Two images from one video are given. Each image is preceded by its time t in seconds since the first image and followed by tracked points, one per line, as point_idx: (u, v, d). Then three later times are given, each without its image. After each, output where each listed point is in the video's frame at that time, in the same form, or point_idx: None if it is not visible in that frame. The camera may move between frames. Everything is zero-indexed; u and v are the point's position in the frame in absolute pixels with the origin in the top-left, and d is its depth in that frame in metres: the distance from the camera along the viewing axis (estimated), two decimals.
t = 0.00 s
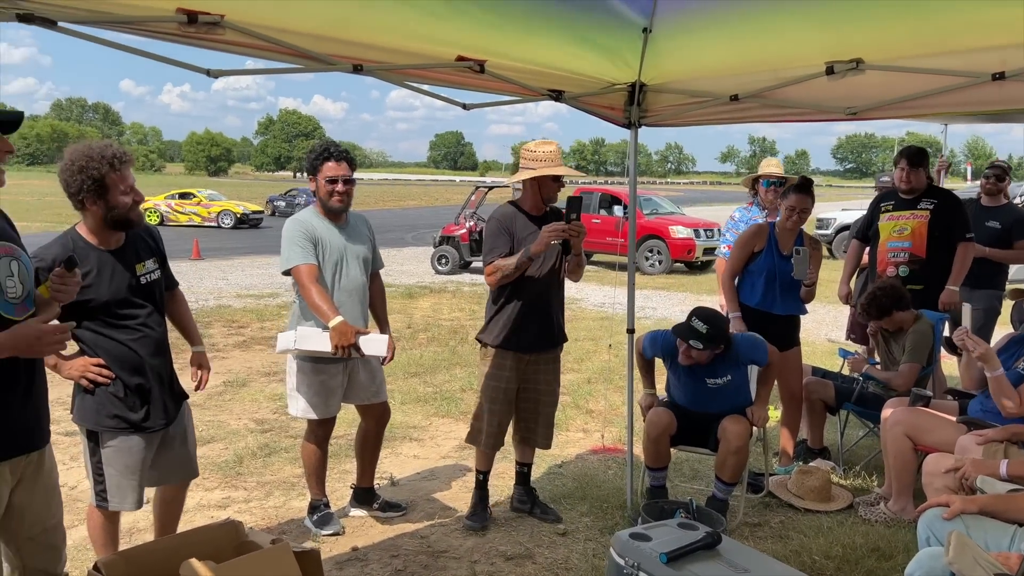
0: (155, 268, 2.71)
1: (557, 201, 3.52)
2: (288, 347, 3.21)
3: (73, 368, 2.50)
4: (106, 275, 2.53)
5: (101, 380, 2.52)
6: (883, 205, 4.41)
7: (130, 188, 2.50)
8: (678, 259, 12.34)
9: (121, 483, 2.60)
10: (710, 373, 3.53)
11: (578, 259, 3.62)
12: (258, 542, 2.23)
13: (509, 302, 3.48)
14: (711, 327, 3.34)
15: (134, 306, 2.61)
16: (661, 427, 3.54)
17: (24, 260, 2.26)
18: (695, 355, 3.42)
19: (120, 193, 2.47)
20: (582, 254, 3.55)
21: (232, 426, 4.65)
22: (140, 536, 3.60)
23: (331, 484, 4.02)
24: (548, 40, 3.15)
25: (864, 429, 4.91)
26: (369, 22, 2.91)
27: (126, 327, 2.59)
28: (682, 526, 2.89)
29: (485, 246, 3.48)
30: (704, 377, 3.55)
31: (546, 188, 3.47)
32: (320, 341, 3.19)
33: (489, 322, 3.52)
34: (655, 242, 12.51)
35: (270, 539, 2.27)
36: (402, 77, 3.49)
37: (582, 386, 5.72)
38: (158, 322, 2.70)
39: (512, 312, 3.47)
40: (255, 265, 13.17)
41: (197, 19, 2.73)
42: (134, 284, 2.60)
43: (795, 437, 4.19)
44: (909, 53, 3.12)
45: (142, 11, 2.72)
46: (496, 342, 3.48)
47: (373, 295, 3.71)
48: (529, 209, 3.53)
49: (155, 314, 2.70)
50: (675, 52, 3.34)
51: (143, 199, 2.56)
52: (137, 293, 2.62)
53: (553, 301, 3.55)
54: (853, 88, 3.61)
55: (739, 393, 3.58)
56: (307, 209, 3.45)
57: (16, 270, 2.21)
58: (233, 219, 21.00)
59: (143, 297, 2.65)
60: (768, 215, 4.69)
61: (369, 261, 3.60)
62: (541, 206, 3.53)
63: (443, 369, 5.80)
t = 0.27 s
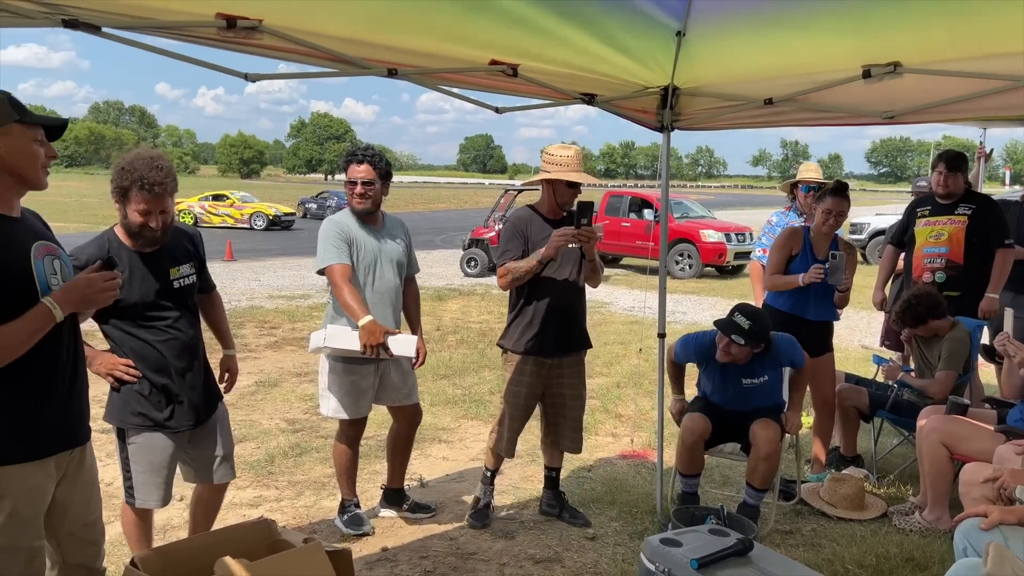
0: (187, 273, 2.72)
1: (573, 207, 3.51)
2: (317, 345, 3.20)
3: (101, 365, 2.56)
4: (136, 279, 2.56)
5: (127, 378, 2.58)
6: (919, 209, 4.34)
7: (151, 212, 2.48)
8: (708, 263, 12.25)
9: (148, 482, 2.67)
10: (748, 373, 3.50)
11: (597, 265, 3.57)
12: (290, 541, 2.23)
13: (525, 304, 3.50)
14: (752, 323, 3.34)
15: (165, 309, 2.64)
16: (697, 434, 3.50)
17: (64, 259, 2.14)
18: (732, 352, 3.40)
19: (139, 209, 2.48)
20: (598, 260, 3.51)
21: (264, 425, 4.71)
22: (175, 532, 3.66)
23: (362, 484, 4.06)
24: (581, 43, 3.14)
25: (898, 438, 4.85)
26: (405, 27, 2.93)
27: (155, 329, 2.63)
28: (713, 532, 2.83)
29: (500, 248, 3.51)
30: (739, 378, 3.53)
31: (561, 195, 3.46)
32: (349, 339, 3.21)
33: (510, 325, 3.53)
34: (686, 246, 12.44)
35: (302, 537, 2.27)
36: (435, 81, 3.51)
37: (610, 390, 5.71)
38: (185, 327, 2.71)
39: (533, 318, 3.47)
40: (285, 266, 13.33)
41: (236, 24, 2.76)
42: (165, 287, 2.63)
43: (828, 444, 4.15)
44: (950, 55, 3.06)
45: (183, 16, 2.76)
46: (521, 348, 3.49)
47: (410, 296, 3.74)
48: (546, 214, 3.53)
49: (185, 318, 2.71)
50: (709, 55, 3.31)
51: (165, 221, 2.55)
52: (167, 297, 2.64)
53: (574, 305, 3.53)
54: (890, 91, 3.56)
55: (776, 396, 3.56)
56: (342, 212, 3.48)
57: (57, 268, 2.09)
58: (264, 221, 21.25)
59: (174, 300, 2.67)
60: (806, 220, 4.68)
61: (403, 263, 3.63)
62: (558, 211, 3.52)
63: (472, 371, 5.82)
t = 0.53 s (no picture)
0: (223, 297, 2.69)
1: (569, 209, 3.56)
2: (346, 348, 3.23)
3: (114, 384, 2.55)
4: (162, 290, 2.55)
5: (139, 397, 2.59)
6: (946, 214, 4.30)
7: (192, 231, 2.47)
8: (732, 267, 12.16)
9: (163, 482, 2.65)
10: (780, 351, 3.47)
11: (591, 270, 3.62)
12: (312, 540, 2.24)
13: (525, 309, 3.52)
14: (792, 297, 3.26)
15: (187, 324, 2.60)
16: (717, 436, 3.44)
17: (92, 261, 2.19)
18: (769, 327, 3.32)
19: (180, 226, 2.47)
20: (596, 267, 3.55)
21: (288, 426, 4.76)
22: (200, 531, 3.71)
23: (384, 486, 4.09)
24: (605, 47, 3.14)
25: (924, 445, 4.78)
26: (429, 32, 2.95)
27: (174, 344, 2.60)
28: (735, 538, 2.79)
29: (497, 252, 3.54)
30: (768, 356, 3.49)
31: (557, 197, 3.51)
32: (377, 343, 3.24)
33: (510, 331, 3.54)
34: (710, 250, 12.36)
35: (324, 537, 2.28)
36: (460, 85, 3.54)
37: (633, 395, 5.71)
38: (213, 350, 2.69)
39: (536, 326, 3.48)
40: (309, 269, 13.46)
41: (263, 29, 2.80)
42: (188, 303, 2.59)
43: (852, 451, 4.11)
44: (979, 59, 3.02)
45: (212, 21, 2.81)
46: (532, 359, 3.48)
47: (431, 299, 3.77)
48: (540, 217, 3.58)
49: (216, 343, 2.69)
50: (733, 59, 3.30)
51: (207, 239, 2.54)
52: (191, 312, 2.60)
53: (576, 310, 3.56)
54: (918, 94, 3.52)
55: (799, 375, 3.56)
56: (367, 215, 3.51)
57: (85, 270, 2.13)
58: (290, 223, 21.37)
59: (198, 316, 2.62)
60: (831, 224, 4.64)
61: (425, 266, 3.65)
62: (553, 214, 3.57)
63: (495, 375, 5.84)
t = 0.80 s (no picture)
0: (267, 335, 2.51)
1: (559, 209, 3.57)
2: (367, 351, 3.22)
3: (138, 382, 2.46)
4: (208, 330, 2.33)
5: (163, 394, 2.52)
6: (964, 218, 4.27)
7: (257, 290, 2.22)
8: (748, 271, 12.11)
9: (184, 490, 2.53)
10: (787, 313, 3.33)
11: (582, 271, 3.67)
12: (327, 541, 2.25)
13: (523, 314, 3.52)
14: (806, 235, 3.17)
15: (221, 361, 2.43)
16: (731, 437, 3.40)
17: (110, 262, 2.21)
18: (785, 269, 3.20)
19: (244, 284, 2.21)
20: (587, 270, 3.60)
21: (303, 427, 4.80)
22: (216, 531, 3.74)
23: (398, 487, 4.11)
24: (620, 51, 3.14)
25: (942, 451, 4.74)
26: (444, 36, 2.97)
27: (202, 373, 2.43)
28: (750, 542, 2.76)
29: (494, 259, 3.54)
30: (777, 317, 3.36)
31: (547, 199, 3.54)
32: (399, 345, 3.26)
33: (511, 339, 3.54)
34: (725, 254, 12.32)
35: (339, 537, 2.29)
36: (475, 88, 3.55)
37: (647, 398, 5.71)
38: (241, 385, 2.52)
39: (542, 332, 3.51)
40: (324, 271, 13.54)
41: (281, 33, 2.82)
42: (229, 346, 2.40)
43: (869, 457, 4.08)
44: (998, 61, 2.99)
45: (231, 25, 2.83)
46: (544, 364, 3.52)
47: (445, 302, 3.79)
48: (531, 219, 3.60)
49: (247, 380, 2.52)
50: (749, 63, 3.29)
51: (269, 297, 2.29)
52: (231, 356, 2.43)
53: (568, 317, 3.60)
54: (936, 97, 3.50)
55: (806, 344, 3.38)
56: (383, 218, 3.53)
57: (104, 271, 2.15)
58: (305, 227, 21.56)
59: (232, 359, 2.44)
60: (843, 228, 4.64)
61: (439, 267, 3.67)
62: (543, 215, 3.60)
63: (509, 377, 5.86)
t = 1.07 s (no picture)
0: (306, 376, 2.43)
1: (557, 210, 3.63)
2: (378, 353, 3.26)
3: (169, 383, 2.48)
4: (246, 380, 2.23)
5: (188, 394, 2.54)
6: (976, 222, 4.25)
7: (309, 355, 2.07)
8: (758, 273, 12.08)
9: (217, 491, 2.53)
10: (797, 274, 3.26)
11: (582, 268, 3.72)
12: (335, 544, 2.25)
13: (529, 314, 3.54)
14: (824, 185, 3.15)
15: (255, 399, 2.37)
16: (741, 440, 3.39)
17: (121, 265, 2.22)
18: (802, 220, 3.15)
19: (296, 347, 2.06)
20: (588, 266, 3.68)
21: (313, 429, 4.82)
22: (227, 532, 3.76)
23: (408, 489, 4.12)
24: (630, 55, 3.14)
25: (953, 455, 4.72)
26: (455, 40, 2.97)
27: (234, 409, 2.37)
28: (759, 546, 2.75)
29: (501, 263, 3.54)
30: (788, 277, 3.29)
31: (547, 200, 3.58)
32: (411, 348, 3.28)
33: (520, 341, 3.53)
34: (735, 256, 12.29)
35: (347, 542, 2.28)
36: (485, 92, 3.56)
37: (656, 401, 5.71)
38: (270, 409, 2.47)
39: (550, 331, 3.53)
40: (333, 273, 13.59)
41: (293, 37, 2.83)
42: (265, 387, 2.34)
43: (879, 460, 4.07)
44: (1011, 65, 2.98)
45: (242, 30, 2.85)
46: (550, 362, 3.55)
47: (454, 304, 3.80)
48: (530, 220, 3.66)
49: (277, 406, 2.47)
50: (760, 67, 3.28)
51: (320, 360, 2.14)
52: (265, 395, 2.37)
53: (572, 315, 3.66)
54: (948, 101, 3.49)
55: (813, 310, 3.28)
56: (390, 221, 3.53)
57: (115, 275, 2.17)
58: (315, 229, 21.64)
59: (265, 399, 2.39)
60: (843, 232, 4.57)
61: (446, 269, 3.68)
62: (543, 216, 3.65)
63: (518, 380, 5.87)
